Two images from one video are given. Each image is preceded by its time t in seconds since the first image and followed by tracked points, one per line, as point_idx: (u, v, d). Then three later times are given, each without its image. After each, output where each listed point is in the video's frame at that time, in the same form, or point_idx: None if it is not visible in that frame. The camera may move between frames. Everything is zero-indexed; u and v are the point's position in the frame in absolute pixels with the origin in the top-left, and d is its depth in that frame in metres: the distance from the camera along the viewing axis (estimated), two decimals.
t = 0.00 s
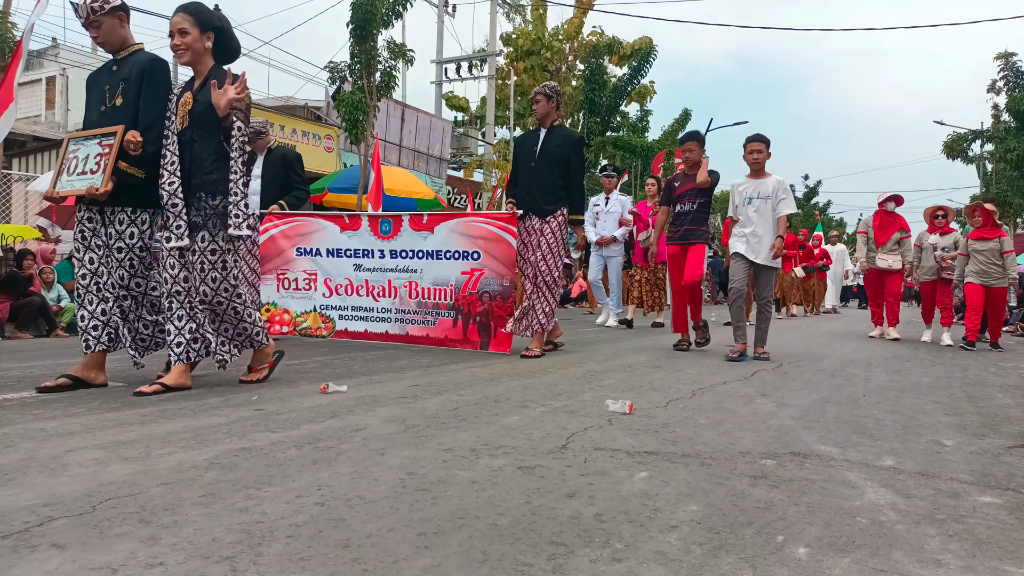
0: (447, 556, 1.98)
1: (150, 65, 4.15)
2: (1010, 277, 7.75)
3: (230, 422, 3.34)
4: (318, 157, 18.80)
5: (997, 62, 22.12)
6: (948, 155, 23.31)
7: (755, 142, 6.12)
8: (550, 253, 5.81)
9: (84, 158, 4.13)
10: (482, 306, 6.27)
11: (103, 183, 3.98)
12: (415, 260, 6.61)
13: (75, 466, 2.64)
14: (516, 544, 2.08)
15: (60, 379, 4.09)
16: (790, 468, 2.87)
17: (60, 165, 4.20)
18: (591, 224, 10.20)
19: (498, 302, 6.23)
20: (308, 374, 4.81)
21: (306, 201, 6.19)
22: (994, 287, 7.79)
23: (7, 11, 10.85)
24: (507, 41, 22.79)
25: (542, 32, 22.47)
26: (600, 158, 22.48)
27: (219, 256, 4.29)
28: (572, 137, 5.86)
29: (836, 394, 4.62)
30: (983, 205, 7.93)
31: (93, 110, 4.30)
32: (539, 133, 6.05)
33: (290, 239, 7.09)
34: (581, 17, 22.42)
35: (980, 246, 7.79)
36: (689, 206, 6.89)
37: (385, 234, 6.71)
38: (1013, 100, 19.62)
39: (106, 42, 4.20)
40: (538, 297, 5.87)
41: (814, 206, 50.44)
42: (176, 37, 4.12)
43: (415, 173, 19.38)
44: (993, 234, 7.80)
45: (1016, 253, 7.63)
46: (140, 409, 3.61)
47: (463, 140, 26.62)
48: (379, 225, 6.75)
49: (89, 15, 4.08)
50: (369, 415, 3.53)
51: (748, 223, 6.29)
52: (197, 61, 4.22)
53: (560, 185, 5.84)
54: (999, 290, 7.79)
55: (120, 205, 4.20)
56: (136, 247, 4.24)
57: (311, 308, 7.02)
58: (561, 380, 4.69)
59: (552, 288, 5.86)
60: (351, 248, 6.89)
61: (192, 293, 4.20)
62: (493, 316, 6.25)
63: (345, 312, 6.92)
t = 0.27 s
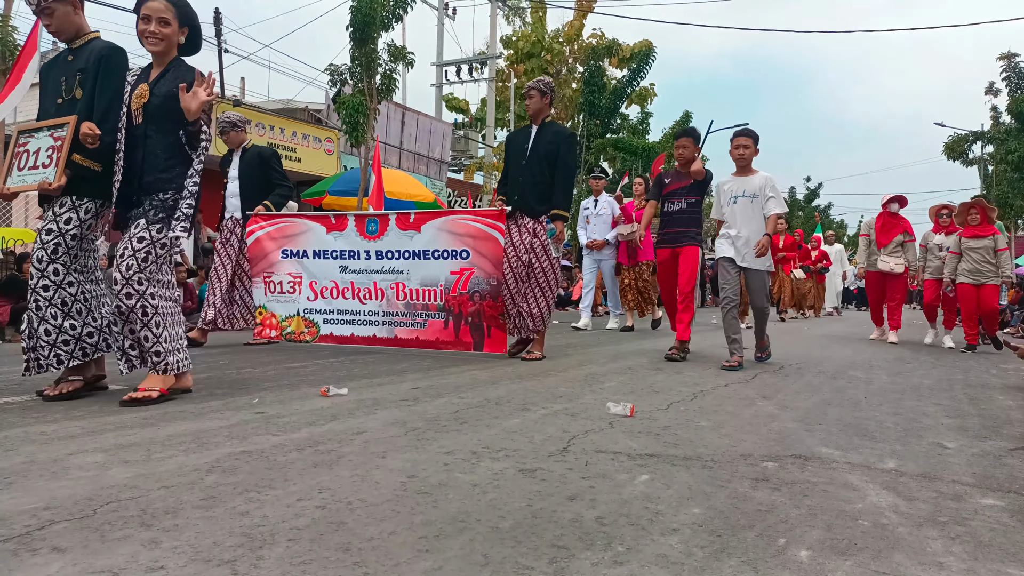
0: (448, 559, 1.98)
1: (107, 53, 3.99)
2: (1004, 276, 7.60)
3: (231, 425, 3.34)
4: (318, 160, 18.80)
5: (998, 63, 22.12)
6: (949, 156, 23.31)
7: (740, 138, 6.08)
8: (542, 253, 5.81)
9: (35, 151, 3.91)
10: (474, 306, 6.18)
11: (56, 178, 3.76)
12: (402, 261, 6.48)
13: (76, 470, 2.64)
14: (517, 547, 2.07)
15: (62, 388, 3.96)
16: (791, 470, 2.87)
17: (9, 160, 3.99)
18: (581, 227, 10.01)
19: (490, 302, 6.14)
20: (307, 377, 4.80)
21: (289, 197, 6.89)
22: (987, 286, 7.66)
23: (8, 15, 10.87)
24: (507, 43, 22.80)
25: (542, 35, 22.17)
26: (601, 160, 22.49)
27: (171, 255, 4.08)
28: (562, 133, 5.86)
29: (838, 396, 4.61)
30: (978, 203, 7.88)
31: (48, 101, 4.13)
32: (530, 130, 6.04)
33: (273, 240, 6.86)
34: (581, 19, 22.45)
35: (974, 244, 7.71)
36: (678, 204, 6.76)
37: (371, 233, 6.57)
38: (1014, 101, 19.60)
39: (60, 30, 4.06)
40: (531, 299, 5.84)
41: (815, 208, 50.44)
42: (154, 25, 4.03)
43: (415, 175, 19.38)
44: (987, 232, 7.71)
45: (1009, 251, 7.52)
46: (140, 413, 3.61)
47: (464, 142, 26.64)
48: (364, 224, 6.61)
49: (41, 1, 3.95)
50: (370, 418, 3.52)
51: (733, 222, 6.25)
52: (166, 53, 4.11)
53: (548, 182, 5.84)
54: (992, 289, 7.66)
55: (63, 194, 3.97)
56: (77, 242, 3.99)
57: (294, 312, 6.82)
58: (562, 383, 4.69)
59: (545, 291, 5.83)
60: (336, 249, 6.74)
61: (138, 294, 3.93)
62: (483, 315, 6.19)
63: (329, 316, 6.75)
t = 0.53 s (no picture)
0: (449, 559, 1.98)
1: (57, 46, 3.77)
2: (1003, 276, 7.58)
3: (231, 425, 3.34)
4: (318, 161, 18.80)
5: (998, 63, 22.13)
6: (949, 157, 23.32)
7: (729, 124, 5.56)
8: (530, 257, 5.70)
9: None
10: (457, 310, 5.93)
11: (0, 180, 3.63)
12: (384, 262, 6.24)
13: (76, 470, 2.64)
14: (518, 548, 2.07)
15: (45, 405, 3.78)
16: (792, 471, 2.87)
17: None
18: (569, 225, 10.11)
19: (473, 306, 5.89)
20: (308, 378, 4.80)
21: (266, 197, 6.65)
22: (985, 286, 7.64)
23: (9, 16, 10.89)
24: (507, 44, 22.80)
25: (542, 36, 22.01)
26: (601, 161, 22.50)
27: (121, 257, 3.93)
28: (547, 127, 5.74)
29: (838, 397, 4.61)
30: (978, 202, 7.84)
31: None
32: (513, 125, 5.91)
33: (252, 239, 6.62)
34: (581, 20, 22.48)
35: (972, 245, 7.70)
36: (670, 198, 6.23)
37: (352, 233, 6.33)
38: (1015, 101, 19.59)
39: (10, 19, 3.84)
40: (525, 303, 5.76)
41: (815, 209, 50.46)
42: (103, 13, 3.85)
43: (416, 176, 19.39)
44: (985, 233, 7.71)
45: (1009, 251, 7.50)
46: (141, 414, 3.61)
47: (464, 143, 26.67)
48: (346, 224, 6.37)
49: None
50: (370, 419, 3.52)
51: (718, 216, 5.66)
52: (120, 42, 3.94)
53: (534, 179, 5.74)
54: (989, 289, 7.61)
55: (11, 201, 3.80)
56: (30, 252, 3.84)
57: (276, 313, 6.63)
58: (562, 384, 4.69)
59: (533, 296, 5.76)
60: (318, 249, 6.51)
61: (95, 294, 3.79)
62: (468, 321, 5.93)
63: (311, 318, 6.54)
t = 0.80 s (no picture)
0: (450, 560, 1.98)
1: None
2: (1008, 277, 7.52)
3: (233, 426, 3.34)
4: (319, 162, 18.81)
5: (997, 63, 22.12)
6: (950, 158, 23.31)
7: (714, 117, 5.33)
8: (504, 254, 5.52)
9: None
10: (435, 311, 5.79)
11: None
12: (361, 260, 6.02)
13: (78, 471, 2.64)
14: (520, 548, 2.07)
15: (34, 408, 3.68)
16: (794, 471, 2.86)
17: None
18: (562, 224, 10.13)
19: (452, 307, 5.75)
20: (309, 379, 4.80)
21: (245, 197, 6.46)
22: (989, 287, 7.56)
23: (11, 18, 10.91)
24: (507, 46, 22.79)
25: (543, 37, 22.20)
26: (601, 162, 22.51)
27: (86, 253, 3.81)
28: (523, 120, 5.60)
29: (840, 398, 4.60)
30: (984, 201, 7.77)
31: None
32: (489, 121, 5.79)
33: (229, 236, 6.37)
34: (582, 21, 22.54)
35: (977, 244, 7.63)
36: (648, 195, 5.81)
37: (328, 231, 6.10)
38: (1014, 101, 19.57)
39: None
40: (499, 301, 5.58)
41: (815, 210, 50.43)
42: None
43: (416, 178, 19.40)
44: (990, 232, 7.65)
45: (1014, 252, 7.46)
46: (142, 415, 3.60)
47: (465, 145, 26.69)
48: (322, 221, 6.13)
49: None
50: (372, 420, 3.52)
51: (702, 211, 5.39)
52: (55, 25, 3.77)
53: (512, 175, 5.58)
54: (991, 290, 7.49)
55: None
56: None
57: (253, 312, 6.40)
58: (563, 385, 4.68)
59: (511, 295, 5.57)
60: (294, 247, 6.26)
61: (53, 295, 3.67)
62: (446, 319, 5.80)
63: (290, 317, 6.31)
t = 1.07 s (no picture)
0: (450, 562, 1.97)
1: None
2: (1011, 276, 7.50)
3: (233, 428, 3.33)
4: (318, 164, 18.80)
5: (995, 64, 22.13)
6: (949, 159, 23.31)
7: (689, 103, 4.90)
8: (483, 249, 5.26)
9: None
10: (417, 313, 5.68)
11: None
12: (339, 263, 5.96)
13: (78, 473, 2.63)
14: (519, 550, 2.06)
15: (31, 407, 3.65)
16: (795, 472, 2.86)
17: None
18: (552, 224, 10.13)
19: (434, 309, 5.65)
20: (308, 381, 4.79)
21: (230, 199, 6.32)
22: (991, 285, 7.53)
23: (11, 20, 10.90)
24: (507, 47, 22.71)
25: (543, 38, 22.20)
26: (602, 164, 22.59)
27: (36, 259, 3.72)
28: (506, 115, 5.36)
29: (840, 398, 4.60)
30: (987, 199, 7.72)
31: None
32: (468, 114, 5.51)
33: (208, 239, 6.32)
34: (581, 22, 22.56)
35: (980, 241, 7.57)
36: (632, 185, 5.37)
37: (306, 233, 6.04)
38: (1012, 101, 19.54)
39: None
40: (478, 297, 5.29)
41: (815, 211, 50.42)
42: None
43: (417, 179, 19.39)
44: (993, 230, 7.62)
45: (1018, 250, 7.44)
46: (141, 417, 3.60)
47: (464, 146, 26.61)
48: (299, 223, 6.08)
49: None
50: (371, 421, 3.51)
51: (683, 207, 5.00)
52: None
53: (496, 172, 5.35)
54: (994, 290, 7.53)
55: None
56: None
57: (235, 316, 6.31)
58: (563, 386, 4.68)
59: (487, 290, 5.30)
60: (273, 250, 6.20)
61: None
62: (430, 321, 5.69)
63: (272, 321, 6.24)
